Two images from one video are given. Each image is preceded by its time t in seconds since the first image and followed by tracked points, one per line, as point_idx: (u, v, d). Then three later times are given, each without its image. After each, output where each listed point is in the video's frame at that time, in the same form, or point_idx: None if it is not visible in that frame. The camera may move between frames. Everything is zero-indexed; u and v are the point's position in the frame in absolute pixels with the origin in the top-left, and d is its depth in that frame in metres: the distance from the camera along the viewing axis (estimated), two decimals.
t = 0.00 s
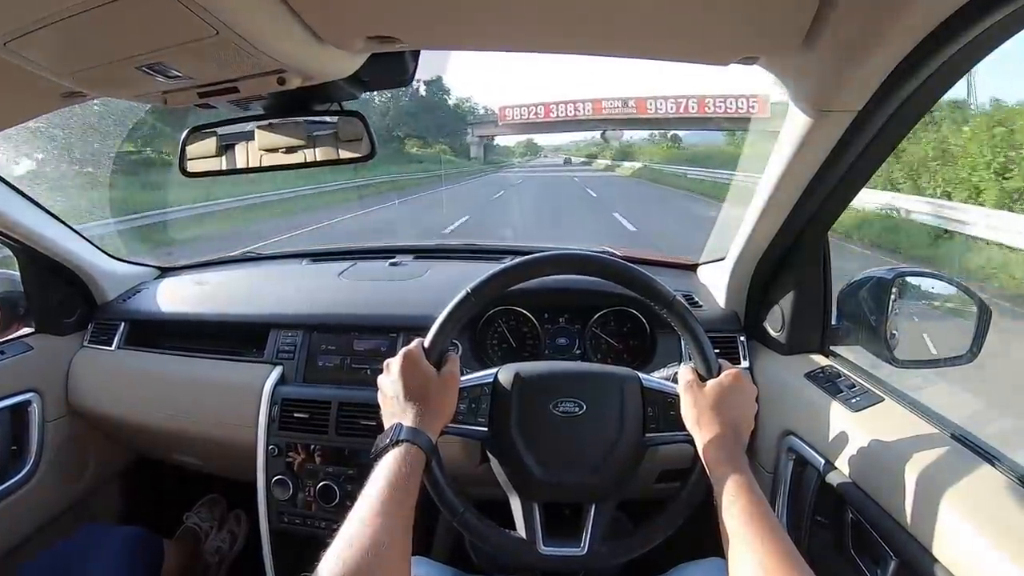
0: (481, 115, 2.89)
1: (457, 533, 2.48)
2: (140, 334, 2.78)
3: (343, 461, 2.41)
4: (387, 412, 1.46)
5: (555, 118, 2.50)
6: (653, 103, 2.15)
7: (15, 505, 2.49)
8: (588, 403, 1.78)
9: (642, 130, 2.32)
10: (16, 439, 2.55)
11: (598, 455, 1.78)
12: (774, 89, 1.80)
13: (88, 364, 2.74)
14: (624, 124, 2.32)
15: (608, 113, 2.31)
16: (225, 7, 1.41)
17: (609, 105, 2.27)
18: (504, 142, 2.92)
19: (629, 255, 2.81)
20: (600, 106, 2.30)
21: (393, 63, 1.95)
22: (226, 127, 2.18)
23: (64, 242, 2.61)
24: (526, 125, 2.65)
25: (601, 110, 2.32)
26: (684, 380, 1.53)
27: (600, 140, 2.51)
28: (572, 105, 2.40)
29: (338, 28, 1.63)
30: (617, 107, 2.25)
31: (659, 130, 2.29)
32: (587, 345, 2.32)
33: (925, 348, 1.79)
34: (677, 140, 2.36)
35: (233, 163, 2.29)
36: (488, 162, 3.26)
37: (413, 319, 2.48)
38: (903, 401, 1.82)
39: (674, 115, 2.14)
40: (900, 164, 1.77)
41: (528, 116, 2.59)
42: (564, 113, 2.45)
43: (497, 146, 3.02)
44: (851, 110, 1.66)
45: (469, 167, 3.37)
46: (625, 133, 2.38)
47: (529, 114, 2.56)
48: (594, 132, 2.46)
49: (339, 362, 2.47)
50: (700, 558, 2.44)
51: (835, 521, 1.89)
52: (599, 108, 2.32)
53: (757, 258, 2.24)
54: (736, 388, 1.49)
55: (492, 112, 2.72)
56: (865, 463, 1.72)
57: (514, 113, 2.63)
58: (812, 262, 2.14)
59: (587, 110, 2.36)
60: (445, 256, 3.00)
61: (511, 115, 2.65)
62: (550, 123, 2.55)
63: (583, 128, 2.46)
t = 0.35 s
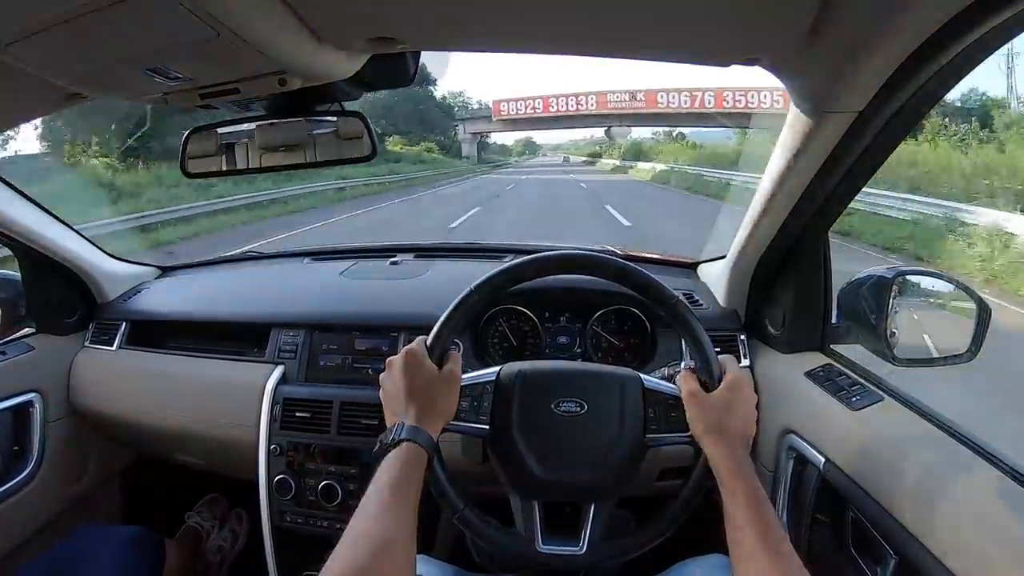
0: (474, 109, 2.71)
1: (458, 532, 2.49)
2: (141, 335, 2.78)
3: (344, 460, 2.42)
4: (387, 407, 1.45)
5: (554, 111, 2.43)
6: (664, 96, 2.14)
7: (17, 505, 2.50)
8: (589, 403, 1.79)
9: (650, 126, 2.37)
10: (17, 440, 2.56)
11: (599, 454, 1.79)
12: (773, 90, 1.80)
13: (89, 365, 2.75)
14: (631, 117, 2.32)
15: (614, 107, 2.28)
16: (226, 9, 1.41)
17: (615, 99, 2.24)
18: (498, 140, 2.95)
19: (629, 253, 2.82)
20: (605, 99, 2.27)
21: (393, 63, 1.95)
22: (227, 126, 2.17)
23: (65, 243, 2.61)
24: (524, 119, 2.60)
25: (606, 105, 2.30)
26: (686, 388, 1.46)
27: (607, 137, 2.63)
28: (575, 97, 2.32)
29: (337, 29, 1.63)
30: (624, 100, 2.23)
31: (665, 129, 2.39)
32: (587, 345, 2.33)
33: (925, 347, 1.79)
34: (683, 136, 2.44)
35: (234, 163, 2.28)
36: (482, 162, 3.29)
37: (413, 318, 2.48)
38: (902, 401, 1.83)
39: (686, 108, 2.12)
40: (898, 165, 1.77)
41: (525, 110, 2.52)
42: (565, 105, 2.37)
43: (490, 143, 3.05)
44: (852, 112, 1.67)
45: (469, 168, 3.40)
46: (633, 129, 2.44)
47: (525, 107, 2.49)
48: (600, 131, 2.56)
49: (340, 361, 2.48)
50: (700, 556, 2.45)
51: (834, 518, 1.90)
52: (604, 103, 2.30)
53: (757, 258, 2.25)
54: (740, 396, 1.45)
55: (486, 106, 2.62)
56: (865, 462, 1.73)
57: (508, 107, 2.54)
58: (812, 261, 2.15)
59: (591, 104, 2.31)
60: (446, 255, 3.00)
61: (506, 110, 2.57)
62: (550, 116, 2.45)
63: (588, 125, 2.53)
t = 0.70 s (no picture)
0: (466, 101, 2.54)
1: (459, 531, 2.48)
2: (141, 332, 2.77)
3: (344, 458, 2.40)
4: (388, 407, 1.43)
5: (554, 104, 2.32)
6: (680, 86, 2.06)
7: (16, 504, 2.49)
8: (592, 401, 1.79)
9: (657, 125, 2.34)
10: (16, 438, 2.54)
11: (602, 452, 1.78)
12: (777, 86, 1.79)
13: (88, 362, 2.73)
14: (633, 114, 2.31)
15: (621, 99, 2.18)
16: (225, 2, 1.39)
17: (623, 90, 2.14)
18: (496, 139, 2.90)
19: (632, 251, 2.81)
20: (611, 90, 2.16)
21: (393, 58, 1.93)
22: (227, 123, 2.16)
23: (65, 240, 2.59)
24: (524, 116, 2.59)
25: (613, 98, 2.20)
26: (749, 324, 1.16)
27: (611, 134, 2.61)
28: (577, 89, 2.23)
29: (337, 23, 1.61)
30: (634, 92, 2.13)
31: (668, 128, 2.41)
32: (589, 343, 2.30)
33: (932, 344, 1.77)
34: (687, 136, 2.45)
35: (235, 161, 2.26)
36: (472, 163, 3.26)
37: (414, 315, 2.47)
38: (906, 398, 1.82)
39: (705, 100, 2.06)
40: (905, 160, 1.75)
41: (520, 102, 2.42)
42: (565, 98, 2.28)
43: (487, 142, 3.00)
44: (859, 106, 1.65)
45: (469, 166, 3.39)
46: (642, 124, 2.35)
47: (521, 98, 2.39)
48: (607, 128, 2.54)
49: (340, 359, 2.46)
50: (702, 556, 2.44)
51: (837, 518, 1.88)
52: (611, 95, 2.19)
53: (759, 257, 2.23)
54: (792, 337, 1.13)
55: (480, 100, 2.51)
56: (872, 463, 1.71)
57: (503, 98, 2.43)
58: (816, 258, 2.13)
59: (597, 96, 2.21)
60: (447, 253, 2.98)
61: (500, 102, 2.47)
62: (549, 108, 2.35)
63: (592, 121, 2.52)
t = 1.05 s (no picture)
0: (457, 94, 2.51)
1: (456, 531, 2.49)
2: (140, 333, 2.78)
3: (341, 459, 2.41)
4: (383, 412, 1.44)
5: (555, 96, 2.24)
6: (700, 76, 1.94)
7: (15, 503, 2.50)
8: (586, 401, 1.80)
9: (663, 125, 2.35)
10: (16, 438, 2.55)
11: (596, 453, 1.78)
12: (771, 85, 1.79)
13: (87, 363, 2.75)
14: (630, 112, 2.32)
15: (631, 90, 2.09)
16: (217, 5, 1.40)
17: (633, 79, 2.05)
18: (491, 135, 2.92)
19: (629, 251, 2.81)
20: (620, 81, 2.08)
21: (388, 59, 1.93)
22: (224, 125, 2.16)
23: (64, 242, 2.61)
24: (521, 116, 2.59)
25: (622, 89, 2.11)
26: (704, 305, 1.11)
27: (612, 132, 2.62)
28: (583, 80, 2.14)
29: (330, 25, 1.61)
30: (646, 81, 2.04)
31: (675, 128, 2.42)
32: (586, 342, 2.31)
33: (926, 346, 1.78)
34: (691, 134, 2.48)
35: (233, 161, 2.27)
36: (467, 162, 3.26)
37: (411, 316, 2.47)
38: (905, 399, 1.84)
39: (728, 90, 1.93)
40: (900, 159, 1.76)
41: (517, 94, 2.33)
42: (566, 89, 2.19)
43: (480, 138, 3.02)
44: (851, 105, 1.66)
45: (466, 166, 3.39)
46: (654, 120, 2.33)
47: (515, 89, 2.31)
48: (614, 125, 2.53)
49: (337, 360, 2.47)
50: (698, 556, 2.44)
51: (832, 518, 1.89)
52: (619, 86, 2.11)
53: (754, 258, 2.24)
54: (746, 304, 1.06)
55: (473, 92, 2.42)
56: (867, 464, 1.72)
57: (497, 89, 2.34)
58: (812, 258, 2.14)
59: (604, 87, 2.12)
60: (445, 253, 2.99)
61: (497, 92, 2.38)
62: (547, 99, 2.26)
63: (589, 120, 2.53)
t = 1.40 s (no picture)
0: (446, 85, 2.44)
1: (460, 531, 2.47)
2: (140, 335, 2.76)
3: (344, 459, 2.39)
4: (385, 413, 1.42)
5: (555, 84, 2.19)
6: (728, 61, 1.84)
7: (17, 507, 2.48)
8: (591, 401, 1.76)
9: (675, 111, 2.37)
10: (17, 442, 2.54)
11: (601, 451, 1.76)
12: (774, 78, 1.78)
13: (88, 365, 2.73)
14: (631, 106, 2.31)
15: (645, 76, 2.00)
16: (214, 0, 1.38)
17: (647, 66, 1.95)
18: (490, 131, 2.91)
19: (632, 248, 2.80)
20: (632, 67, 1.98)
21: (387, 54, 1.92)
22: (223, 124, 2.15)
23: (62, 243, 2.59)
24: (521, 112, 2.58)
25: (634, 76, 2.03)
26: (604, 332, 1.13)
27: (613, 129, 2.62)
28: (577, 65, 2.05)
29: (329, 20, 1.60)
30: (661, 68, 1.95)
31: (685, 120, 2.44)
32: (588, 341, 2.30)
33: (931, 339, 1.79)
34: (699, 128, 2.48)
35: (233, 162, 2.25)
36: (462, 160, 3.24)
37: (412, 315, 2.46)
38: (908, 393, 1.79)
39: (760, 78, 1.82)
40: (905, 150, 1.74)
41: (511, 81, 2.29)
42: (569, 75, 2.12)
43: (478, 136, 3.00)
44: (857, 96, 1.63)
45: (467, 165, 3.38)
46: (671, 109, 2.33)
47: (508, 77, 2.27)
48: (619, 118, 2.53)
49: (340, 359, 2.45)
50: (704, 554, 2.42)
51: (841, 515, 1.87)
52: (630, 72, 2.02)
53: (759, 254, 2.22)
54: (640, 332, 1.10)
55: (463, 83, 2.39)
56: (873, 458, 1.70)
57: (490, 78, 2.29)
58: (815, 257, 2.14)
59: (614, 74, 2.03)
60: (446, 252, 2.97)
61: (489, 82, 2.34)
62: (546, 89, 2.23)
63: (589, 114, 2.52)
